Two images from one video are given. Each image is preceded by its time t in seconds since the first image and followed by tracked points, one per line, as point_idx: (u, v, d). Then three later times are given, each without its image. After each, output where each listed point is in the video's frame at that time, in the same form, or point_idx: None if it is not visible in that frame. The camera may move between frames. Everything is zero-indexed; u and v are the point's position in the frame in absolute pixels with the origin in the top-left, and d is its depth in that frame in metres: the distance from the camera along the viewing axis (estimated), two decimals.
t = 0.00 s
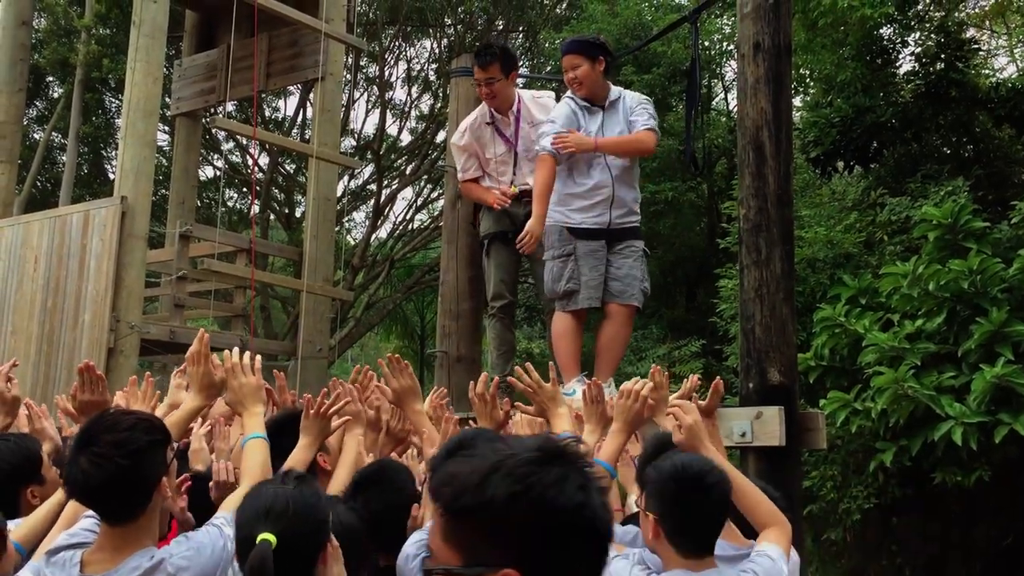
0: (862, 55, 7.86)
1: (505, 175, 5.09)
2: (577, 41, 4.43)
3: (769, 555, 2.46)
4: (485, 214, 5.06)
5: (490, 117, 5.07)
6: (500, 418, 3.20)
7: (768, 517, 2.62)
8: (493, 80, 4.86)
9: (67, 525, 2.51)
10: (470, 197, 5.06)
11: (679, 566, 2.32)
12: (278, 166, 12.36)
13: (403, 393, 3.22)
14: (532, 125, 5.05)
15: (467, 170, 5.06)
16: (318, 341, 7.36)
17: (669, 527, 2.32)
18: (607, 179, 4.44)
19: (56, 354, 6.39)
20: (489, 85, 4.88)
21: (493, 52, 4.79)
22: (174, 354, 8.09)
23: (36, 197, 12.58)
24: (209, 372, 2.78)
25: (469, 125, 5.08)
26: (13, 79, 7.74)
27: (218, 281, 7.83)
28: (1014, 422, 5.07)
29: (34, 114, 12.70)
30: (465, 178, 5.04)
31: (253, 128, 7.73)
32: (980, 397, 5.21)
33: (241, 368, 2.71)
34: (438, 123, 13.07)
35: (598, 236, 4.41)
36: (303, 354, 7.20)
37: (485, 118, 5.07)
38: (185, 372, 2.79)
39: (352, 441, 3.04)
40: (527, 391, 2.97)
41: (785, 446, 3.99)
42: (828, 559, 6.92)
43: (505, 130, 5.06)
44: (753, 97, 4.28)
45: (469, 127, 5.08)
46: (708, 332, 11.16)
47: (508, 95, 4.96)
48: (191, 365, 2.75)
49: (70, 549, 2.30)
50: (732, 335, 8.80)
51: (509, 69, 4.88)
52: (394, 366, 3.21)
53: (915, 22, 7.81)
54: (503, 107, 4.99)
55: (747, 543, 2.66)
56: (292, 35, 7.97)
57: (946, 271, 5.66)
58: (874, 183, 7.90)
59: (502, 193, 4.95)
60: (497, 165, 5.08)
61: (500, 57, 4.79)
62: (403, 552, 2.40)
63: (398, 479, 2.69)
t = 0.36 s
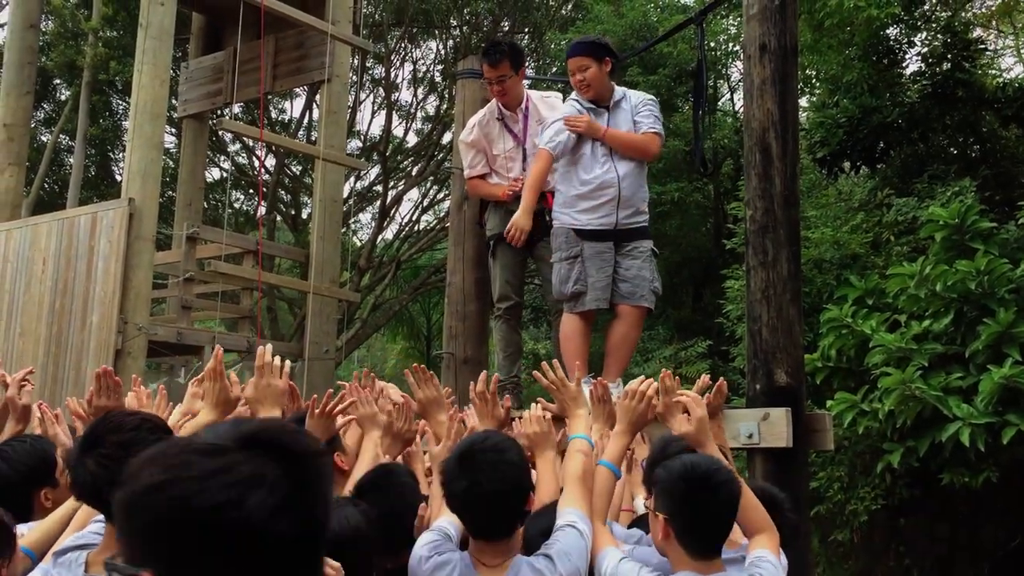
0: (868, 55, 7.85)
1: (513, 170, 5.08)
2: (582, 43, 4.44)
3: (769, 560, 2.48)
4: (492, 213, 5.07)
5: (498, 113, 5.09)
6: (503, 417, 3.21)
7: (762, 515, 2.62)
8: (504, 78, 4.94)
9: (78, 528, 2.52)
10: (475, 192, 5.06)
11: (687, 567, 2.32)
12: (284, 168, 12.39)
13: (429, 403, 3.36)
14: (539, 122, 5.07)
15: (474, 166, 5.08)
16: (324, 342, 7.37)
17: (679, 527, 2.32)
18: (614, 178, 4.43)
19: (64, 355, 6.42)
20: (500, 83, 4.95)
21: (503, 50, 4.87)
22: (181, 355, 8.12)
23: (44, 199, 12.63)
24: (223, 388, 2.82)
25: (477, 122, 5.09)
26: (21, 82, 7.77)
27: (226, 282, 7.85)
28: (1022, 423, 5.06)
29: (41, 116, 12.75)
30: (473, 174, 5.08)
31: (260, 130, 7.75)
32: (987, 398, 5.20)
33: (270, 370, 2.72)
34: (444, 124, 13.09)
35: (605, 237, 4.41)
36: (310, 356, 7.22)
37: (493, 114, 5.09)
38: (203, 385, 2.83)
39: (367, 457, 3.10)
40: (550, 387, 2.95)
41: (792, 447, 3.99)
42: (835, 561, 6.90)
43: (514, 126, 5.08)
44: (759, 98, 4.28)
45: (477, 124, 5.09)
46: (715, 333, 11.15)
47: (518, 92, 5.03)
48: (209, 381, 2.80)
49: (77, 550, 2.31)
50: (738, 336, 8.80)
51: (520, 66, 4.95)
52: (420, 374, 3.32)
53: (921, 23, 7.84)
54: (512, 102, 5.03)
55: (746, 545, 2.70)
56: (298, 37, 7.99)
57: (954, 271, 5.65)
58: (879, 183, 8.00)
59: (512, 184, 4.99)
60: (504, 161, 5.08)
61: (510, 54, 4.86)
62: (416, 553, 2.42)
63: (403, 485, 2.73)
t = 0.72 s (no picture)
0: (875, 52, 7.84)
1: (520, 166, 5.06)
2: (590, 44, 4.43)
3: (775, 555, 2.47)
4: (498, 210, 5.06)
5: (507, 109, 5.09)
6: (518, 415, 3.21)
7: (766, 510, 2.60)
8: (514, 73, 4.94)
9: (80, 527, 2.54)
10: (482, 189, 5.03)
11: (695, 564, 2.32)
12: (290, 166, 12.40)
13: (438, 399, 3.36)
14: (547, 118, 5.07)
15: (481, 162, 5.07)
16: (330, 341, 7.37)
17: (688, 523, 2.31)
18: (622, 178, 4.44)
19: (71, 354, 6.43)
20: (510, 78, 4.96)
21: (512, 45, 4.85)
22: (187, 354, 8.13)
23: (50, 198, 12.65)
24: (223, 387, 2.81)
25: (486, 118, 5.10)
26: (27, 81, 7.78)
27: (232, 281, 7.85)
28: None
29: (48, 116, 12.78)
30: (479, 170, 5.06)
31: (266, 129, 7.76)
32: (995, 395, 5.18)
33: (277, 371, 2.71)
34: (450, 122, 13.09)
35: (610, 236, 4.41)
36: (316, 354, 7.22)
37: (501, 111, 5.09)
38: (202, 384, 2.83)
39: (391, 457, 3.06)
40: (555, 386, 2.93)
41: (800, 445, 3.98)
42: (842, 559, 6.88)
43: (522, 122, 5.08)
44: (766, 95, 4.27)
45: (485, 120, 5.10)
46: (721, 330, 11.14)
47: (526, 89, 5.04)
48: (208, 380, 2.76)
49: (83, 549, 2.32)
50: (745, 334, 8.79)
51: (529, 62, 4.96)
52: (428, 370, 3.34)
53: (928, 19, 7.76)
54: (521, 99, 5.04)
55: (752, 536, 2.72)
56: (304, 36, 7.99)
57: (961, 268, 5.64)
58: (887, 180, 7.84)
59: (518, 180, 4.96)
60: (511, 157, 5.07)
61: (519, 51, 4.86)
62: (424, 547, 2.42)
63: (432, 477, 2.73)
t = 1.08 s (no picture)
0: (878, 48, 7.81)
1: (522, 164, 5.06)
2: (597, 34, 4.43)
3: (775, 547, 2.46)
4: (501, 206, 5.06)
5: (508, 106, 5.10)
6: (530, 413, 3.20)
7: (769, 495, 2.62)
8: (514, 68, 4.92)
9: (79, 525, 2.56)
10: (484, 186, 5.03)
11: (694, 564, 2.32)
12: (293, 164, 12.40)
13: (442, 406, 3.29)
14: (548, 115, 5.09)
15: (482, 161, 5.06)
16: (333, 338, 7.37)
17: (686, 528, 2.31)
18: (630, 173, 4.43)
19: (74, 352, 6.44)
20: (510, 74, 4.93)
21: (513, 40, 4.83)
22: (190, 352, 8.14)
23: (53, 196, 12.66)
24: (219, 383, 2.82)
25: (486, 116, 5.10)
26: (30, 79, 7.78)
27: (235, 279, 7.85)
28: None
29: (50, 114, 12.79)
30: (481, 169, 5.05)
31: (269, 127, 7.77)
32: (998, 392, 5.18)
33: (278, 373, 2.69)
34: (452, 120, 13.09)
35: (617, 233, 4.42)
36: (319, 352, 7.22)
37: (502, 108, 5.10)
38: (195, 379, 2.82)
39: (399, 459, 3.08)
40: (555, 380, 2.94)
41: (804, 442, 3.97)
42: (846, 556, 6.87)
43: (523, 119, 5.08)
44: (770, 92, 4.26)
45: (486, 117, 5.10)
46: (724, 328, 11.12)
47: (527, 84, 5.03)
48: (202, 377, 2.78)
49: (84, 547, 2.30)
50: (748, 331, 8.78)
51: (530, 58, 4.93)
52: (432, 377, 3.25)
53: (931, 16, 7.70)
54: (521, 96, 5.05)
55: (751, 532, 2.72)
56: (306, 34, 7.98)
57: (965, 265, 5.64)
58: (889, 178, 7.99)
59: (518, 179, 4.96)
60: (513, 155, 5.06)
61: (519, 45, 4.83)
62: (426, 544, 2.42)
63: (433, 474, 2.69)
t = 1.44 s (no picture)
0: (881, 46, 7.79)
1: (525, 171, 5.06)
2: (597, 37, 4.42)
3: (770, 543, 2.47)
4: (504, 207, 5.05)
5: (508, 114, 5.10)
6: (528, 410, 3.20)
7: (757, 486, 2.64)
8: (513, 76, 4.91)
9: (93, 519, 2.56)
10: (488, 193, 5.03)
11: (694, 561, 2.31)
12: (294, 162, 12.39)
13: (440, 406, 3.27)
14: (549, 120, 5.07)
15: (485, 167, 5.05)
16: (334, 337, 7.37)
17: (685, 530, 2.30)
18: (635, 171, 4.43)
19: (75, 350, 6.44)
20: (509, 81, 4.92)
21: (512, 47, 4.84)
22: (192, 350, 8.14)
23: (55, 195, 12.66)
24: (242, 384, 2.82)
25: (486, 124, 5.09)
26: (32, 77, 7.78)
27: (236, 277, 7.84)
28: None
29: (52, 112, 12.80)
30: (484, 175, 5.04)
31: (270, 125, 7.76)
32: (1001, 390, 5.17)
33: (285, 373, 2.69)
34: (454, 118, 13.09)
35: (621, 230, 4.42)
36: (321, 350, 7.23)
37: (502, 115, 5.09)
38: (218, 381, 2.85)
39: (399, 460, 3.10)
40: (550, 379, 2.94)
41: (806, 440, 3.97)
42: (848, 555, 6.86)
43: (523, 126, 5.07)
44: (772, 89, 4.25)
45: (486, 125, 5.10)
46: (726, 326, 11.11)
47: (526, 90, 5.01)
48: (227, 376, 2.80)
49: (92, 540, 2.29)
50: (750, 330, 8.77)
51: (528, 65, 4.93)
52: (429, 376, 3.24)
53: (933, 13, 7.72)
54: (520, 104, 5.03)
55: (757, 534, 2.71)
56: (308, 31, 7.96)
57: (968, 263, 5.63)
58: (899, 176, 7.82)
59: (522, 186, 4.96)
60: (515, 161, 5.06)
61: (519, 52, 4.83)
62: (429, 542, 2.40)
63: (434, 473, 2.73)
